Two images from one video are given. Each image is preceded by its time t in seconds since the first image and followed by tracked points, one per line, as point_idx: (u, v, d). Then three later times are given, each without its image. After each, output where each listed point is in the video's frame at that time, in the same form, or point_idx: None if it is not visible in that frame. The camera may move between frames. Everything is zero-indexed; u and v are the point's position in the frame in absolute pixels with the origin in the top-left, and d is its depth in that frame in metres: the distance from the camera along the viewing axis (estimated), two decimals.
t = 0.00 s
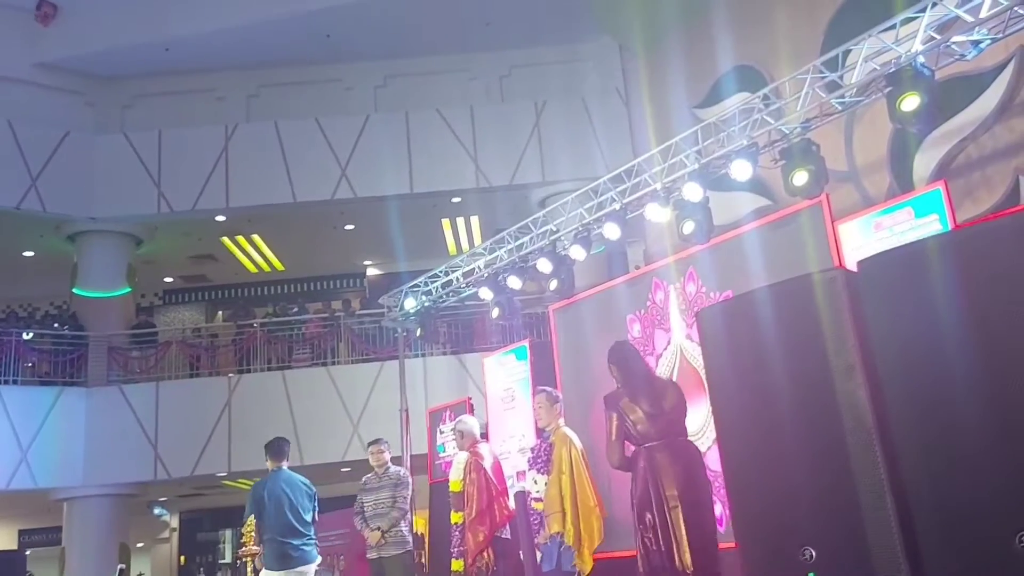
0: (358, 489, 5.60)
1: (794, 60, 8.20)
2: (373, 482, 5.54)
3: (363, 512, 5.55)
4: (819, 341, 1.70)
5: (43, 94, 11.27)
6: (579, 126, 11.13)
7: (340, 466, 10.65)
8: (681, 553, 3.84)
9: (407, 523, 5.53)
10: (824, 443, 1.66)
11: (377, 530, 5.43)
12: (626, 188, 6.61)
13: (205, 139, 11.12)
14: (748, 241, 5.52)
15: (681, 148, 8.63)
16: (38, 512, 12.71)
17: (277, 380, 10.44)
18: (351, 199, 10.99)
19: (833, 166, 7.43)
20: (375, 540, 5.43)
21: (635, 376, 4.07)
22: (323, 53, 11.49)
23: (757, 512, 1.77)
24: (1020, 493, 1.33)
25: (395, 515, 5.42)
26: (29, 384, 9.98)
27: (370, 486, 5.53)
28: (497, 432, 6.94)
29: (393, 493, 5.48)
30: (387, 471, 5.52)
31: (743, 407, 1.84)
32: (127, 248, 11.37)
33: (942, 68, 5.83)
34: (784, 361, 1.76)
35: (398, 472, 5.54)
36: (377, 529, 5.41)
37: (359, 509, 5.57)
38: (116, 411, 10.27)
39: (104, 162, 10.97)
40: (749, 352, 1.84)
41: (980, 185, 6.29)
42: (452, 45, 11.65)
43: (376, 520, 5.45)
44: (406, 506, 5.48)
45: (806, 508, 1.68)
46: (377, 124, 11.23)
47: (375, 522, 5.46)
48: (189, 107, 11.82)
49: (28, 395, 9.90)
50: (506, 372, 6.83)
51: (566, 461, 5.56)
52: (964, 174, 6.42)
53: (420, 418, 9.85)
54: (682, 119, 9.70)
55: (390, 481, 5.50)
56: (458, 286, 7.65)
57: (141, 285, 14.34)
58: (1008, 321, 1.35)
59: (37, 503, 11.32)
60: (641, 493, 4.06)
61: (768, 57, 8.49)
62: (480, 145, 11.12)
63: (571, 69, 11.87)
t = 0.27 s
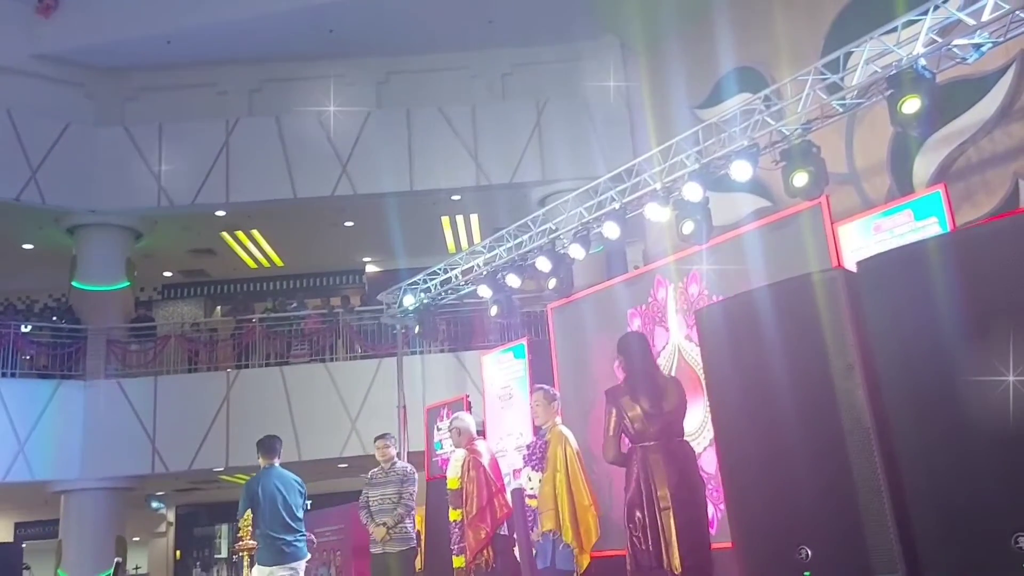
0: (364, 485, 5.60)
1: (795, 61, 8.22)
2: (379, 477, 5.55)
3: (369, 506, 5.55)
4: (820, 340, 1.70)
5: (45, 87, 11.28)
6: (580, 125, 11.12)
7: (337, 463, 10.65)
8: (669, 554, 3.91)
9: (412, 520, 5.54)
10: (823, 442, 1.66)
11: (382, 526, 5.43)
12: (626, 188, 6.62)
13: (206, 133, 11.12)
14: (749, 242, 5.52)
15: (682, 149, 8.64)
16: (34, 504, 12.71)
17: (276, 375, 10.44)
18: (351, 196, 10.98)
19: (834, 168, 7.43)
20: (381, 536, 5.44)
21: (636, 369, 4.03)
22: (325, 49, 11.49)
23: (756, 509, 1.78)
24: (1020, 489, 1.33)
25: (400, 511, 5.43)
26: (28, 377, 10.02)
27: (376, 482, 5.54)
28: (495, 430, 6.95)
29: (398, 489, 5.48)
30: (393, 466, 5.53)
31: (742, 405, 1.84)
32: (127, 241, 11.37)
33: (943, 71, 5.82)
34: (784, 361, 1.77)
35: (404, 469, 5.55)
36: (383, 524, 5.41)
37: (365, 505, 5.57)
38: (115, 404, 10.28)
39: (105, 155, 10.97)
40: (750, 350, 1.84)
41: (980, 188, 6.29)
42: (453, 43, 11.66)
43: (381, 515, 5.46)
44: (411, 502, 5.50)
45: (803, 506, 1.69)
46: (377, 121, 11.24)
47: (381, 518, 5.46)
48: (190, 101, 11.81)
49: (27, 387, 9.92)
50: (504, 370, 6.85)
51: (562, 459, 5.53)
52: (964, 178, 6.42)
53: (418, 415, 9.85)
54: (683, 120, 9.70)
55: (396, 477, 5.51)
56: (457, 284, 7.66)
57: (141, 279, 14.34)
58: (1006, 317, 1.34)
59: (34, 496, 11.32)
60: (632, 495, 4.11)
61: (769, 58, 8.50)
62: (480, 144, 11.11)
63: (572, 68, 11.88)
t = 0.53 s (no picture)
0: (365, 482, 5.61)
1: (796, 60, 8.22)
2: (381, 474, 5.56)
3: (370, 503, 5.54)
4: (821, 339, 1.70)
5: (45, 82, 11.28)
6: (580, 123, 11.11)
7: (336, 459, 10.66)
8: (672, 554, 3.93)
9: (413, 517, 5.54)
10: (822, 440, 1.66)
11: (383, 522, 5.42)
12: (627, 187, 6.62)
13: (207, 129, 11.12)
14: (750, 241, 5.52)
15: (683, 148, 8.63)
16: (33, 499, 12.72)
17: (275, 371, 10.45)
18: (351, 192, 10.98)
19: (835, 169, 7.43)
20: (382, 533, 5.43)
21: (637, 367, 4.05)
22: (326, 45, 11.49)
23: (754, 507, 1.78)
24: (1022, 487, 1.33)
25: (401, 508, 5.43)
26: (27, 370, 10.06)
27: (378, 478, 5.55)
28: (493, 428, 6.95)
29: (400, 486, 5.51)
30: (395, 463, 5.56)
31: (743, 402, 1.84)
32: (127, 236, 11.37)
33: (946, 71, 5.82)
34: (784, 359, 1.76)
35: (406, 465, 5.59)
36: (384, 520, 5.40)
37: (366, 501, 5.56)
38: (114, 398, 10.28)
39: (106, 150, 10.97)
40: (750, 348, 1.84)
41: (981, 190, 6.30)
42: (455, 41, 11.65)
43: (382, 512, 5.45)
44: (413, 499, 5.52)
45: (802, 504, 1.69)
46: (378, 119, 11.24)
47: (382, 514, 5.45)
48: (191, 96, 11.81)
49: (26, 381, 9.93)
50: (503, 368, 6.87)
51: (559, 456, 5.51)
52: (965, 179, 6.43)
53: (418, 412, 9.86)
54: (684, 119, 9.69)
55: (397, 474, 5.53)
56: (457, 281, 7.66)
57: (140, 274, 14.34)
58: (1007, 315, 1.34)
59: (33, 490, 11.32)
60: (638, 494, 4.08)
61: (770, 57, 8.50)
62: (481, 141, 11.11)
63: (573, 66, 11.89)
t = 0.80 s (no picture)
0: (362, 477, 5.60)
1: (797, 60, 8.21)
2: (378, 470, 5.54)
3: (366, 498, 5.54)
4: (820, 338, 1.68)
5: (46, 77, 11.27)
6: (581, 122, 11.09)
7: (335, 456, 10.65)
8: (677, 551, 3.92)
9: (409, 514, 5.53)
10: (821, 439, 1.65)
11: (378, 519, 5.42)
12: (627, 185, 6.61)
13: (207, 125, 11.11)
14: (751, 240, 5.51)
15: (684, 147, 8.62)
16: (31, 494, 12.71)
17: (275, 368, 10.44)
18: (352, 190, 10.97)
19: (836, 169, 7.42)
20: (378, 529, 5.43)
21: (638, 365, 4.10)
22: (327, 42, 11.48)
23: (753, 506, 1.77)
24: None
25: (397, 505, 5.43)
26: (26, 365, 10.03)
27: (375, 474, 5.54)
28: (491, 426, 6.93)
29: (396, 483, 5.49)
30: (392, 460, 5.54)
31: (742, 401, 1.83)
32: (126, 232, 11.37)
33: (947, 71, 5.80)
34: (783, 358, 1.75)
35: (403, 462, 5.56)
36: (380, 517, 5.41)
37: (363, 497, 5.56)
38: (113, 394, 10.28)
39: (107, 145, 10.96)
40: (749, 346, 1.82)
41: (983, 191, 6.28)
42: (456, 39, 11.64)
43: (378, 508, 5.45)
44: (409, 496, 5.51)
45: (800, 502, 1.67)
46: (378, 116, 11.22)
47: (378, 511, 5.45)
48: (192, 93, 11.81)
49: (25, 376, 9.92)
50: (503, 366, 6.86)
51: (557, 453, 5.55)
52: (966, 180, 6.41)
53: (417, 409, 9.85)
54: (685, 118, 9.68)
55: (394, 471, 5.51)
56: (457, 279, 7.64)
57: (140, 270, 14.34)
58: (1010, 314, 1.34)
59: (31, 485, 11.32)
60: (642, 498, 4.04)
61: (771, 56, 8.49)
62: (482, 140, 11.10)
63: (574, 65, 11.88)
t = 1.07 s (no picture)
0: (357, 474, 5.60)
1: (800, 60, 8.22)
2: (372, 467, 5.54)
3: (361, 495, 5.54)
4: (821, 338, 1.69)
5: (49, 71, 11.27)
6: (584, 120, 11.09)
7: (334, 452, 10.67)
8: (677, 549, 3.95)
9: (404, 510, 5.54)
10: (822, 439, 1.65)
11: (371, 515, 5.43)
12: (629, 184, 6.61)
13: (210, 120, 11.11)
14: (752, 240, 5.50)
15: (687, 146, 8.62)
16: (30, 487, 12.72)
17: (275, 363, 10.45)
18: (354, 186, 10.97)
19: (838, 169, 7.41)
20: (371, 525, 5.44)
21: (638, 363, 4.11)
22: (331, 38, 11.48)
23: (752, 506, 1.76)
24: None
25: (391, 501, 5.42)
26: (26, 358, 10.01)
27: (370, 471, 5.53)
28: (491, 423, 6.93)
29: (389, 479, 5.49)
30: (387, 456, 5.54)
31: (743, 401, 1.82)
32: (128, 227, 11.37)
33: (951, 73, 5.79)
34: (784, 358, 1.75)
35: (397, 458, 5.56)
36: (372, 513, 5.42)
37: (357, 494, 5.56)
38: (113, 388, 10.28)
39: (109, 139, 10.97)
40: (750, 345, 1.82)
41: (985, 193, 6.28)
42: (460, 36, 11.63)
43: (372, 505, 5.44)
44: (403, 492, 5.51)
45: (799, 501, 1.67)
46: (381, 113, 11.21)
47: (372, 507, 5.45)
48: (195, 87, 11.81)
49: (25, 369, 9.91)
50: (503, 363, 6.86)
51: (557, 451, 5.57)
52: (968, 182, 6.40)
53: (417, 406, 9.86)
54: (688, 117, 9.67)
55: (388, 467, 5.51)
56: (457, 276, 7.64)
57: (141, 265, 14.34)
58: (1012, 315, 1.34)
59: (31, 478, 11.34)
60: (642, 496, 4.05)
61: (775, 56, 8.50)
62: (484, 138, 11.10)
63: (577, 63, 11.89)
